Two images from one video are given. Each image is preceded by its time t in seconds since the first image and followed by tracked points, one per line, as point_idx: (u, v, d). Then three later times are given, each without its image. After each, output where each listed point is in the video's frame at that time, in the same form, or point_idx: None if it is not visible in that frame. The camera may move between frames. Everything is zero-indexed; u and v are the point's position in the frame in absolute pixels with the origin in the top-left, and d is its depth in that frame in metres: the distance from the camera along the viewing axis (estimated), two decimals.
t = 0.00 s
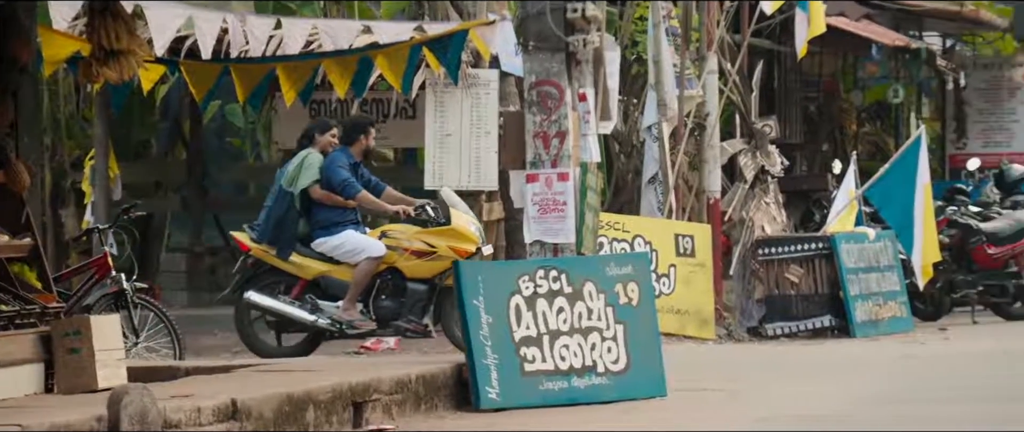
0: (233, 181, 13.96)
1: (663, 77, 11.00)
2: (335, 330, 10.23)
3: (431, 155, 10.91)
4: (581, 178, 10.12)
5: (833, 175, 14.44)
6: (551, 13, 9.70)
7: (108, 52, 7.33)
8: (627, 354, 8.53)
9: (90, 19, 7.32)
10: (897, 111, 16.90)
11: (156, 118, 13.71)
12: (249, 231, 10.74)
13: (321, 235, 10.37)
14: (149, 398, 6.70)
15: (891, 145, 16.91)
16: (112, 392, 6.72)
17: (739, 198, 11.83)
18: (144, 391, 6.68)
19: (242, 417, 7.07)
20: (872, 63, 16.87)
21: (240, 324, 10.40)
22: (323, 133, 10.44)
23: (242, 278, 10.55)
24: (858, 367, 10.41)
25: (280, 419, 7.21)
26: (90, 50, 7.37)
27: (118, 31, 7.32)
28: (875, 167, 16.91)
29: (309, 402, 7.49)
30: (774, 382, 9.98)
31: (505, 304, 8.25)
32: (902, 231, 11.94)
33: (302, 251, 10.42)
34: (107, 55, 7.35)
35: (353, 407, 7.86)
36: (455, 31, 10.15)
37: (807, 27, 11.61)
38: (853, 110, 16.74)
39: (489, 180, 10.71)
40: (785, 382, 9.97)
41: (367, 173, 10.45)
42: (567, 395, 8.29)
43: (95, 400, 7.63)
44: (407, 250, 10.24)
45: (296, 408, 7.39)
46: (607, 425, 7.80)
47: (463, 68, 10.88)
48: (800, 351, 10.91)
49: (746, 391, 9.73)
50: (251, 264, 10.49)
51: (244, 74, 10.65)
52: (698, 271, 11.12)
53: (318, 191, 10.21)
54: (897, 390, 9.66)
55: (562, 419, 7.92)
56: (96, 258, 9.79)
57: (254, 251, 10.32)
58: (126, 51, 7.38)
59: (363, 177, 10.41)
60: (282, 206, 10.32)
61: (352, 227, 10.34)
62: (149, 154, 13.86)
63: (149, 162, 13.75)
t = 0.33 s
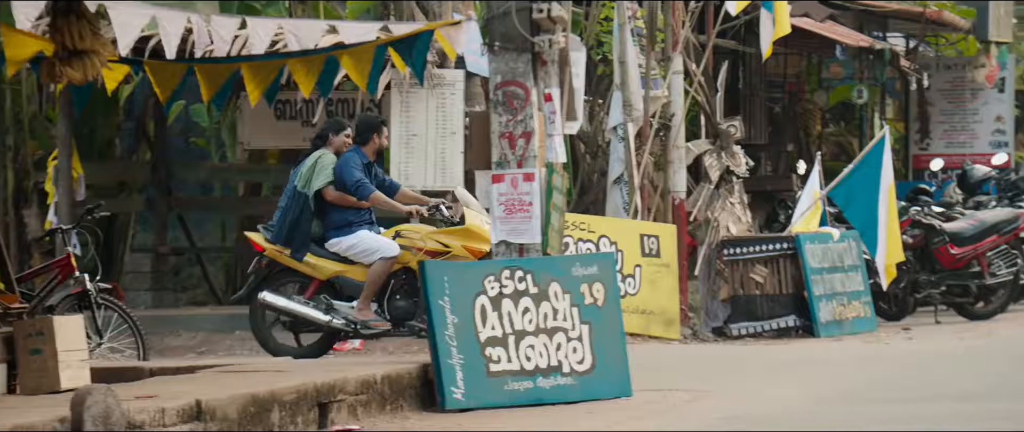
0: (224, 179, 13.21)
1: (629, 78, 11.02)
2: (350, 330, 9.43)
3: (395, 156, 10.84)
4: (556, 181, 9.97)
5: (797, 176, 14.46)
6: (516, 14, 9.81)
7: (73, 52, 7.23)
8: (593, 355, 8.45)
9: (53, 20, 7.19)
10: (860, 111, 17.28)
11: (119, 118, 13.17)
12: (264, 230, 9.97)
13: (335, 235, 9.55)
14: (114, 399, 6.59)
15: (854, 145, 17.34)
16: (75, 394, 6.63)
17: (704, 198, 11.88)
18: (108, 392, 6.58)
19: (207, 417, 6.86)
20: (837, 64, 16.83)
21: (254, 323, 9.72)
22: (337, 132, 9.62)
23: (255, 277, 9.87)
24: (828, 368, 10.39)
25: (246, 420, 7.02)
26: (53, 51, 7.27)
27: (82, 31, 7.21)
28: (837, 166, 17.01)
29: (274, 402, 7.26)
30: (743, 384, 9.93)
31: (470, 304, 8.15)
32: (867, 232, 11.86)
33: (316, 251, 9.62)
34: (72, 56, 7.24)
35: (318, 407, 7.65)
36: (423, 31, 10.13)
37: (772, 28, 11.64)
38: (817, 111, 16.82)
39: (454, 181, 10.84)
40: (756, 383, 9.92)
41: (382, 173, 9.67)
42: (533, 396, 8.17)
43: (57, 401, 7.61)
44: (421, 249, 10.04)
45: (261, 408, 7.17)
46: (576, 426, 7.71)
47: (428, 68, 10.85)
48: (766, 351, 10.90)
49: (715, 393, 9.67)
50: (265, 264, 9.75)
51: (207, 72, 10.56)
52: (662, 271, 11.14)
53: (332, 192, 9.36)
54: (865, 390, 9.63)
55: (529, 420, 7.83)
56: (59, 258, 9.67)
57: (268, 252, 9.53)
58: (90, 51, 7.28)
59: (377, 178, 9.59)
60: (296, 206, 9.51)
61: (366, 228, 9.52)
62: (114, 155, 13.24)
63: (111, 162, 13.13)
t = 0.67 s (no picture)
0: (184, 179, 12.75)
1: (589, 78, 11.02)
2: (361, 330, 9.08)
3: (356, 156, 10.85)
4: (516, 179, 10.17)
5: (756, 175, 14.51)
6: (477, 14, 10.10)
7: (29, 51, 7.11)
8: (553, 355, 8.37)
9: (10, 19, 7.08)
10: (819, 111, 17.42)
11: (77, 118, 12.99)
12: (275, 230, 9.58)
13: (345, 235, 9.21)
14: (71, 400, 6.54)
15: (813, 145, 17.57)
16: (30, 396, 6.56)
17: (664, 199, 11.90)
18: (66, 393, 6.51)
19: (165, 418, 6.67)
20: (795, 65, 16.80)
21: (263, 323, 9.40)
22: (345, 131, 9.26)
23: (264, 277, 9.49)
24: (789, 368, 10.41)
25: (205, 420, 6.90)
26: (10, 51, 7.15)
27: (40, 29, 7.10)
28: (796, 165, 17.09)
29: (233, 402, 7.13)
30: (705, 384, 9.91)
31: (431, 304, 8.06)
32: (825, 232, 11.94)
33: (326, 251, 9.28)
34: (28, 55, 7.12)
35: (278, 408, 7.50)
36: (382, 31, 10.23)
37: (733, 28, 11.64)
38: (777, 111, 16.89)
39: (414, 181, 10.80)
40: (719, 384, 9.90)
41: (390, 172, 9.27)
42: (493, 395, 8.12)
43: (13, 402, 7.58)
44: (431, 248, 9.20)
45: (220, 409, 7.04)
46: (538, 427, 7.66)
47: (389, 68, 10.84)
48: (727, 351, 10.91)
49: (676, 394, 9.66)
50: (274, 264, 9.37)
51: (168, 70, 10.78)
52: (622, 271, 11.15)
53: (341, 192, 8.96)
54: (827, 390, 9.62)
55: (490, 421, 7.78)
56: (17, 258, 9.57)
57: (277, 251, 9.16)
58: (48, 51, 7.15)
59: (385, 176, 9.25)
60: (305, 206, 9.14)
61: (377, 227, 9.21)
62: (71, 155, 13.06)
63: (70, 162, 12.89)
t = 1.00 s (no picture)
0: (140, 179, 12.17)
1: (550, 78, 11.00)
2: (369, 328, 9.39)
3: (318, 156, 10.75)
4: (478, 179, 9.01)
5: (716, 175, 14.57)
6: (436, 14, 9.26)
7: None
8: (513, 355, 8.36)
9: None
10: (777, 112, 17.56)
11: (34, 117, 12.82)
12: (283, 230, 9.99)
13: (354, 233, 9.76)
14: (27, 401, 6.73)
15: (771, 145, 17.64)
16: None
17: (623, 199, 11.94)
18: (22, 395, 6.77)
19: (122, 418, 6.72)
20: (753, 65, 16.97)
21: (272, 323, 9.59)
22: (353, 128, 9.78)
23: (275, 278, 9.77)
24: (748, 367, 10.43)
25: (163, 420, 6.87)
26: None
27: None
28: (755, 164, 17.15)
29: (191, 403, 7.11)
30: (664, 385, 9.92)
31: (390, 304, 8.08)
32: (784, 232, 11.96)
33: (335, 249, 9.67)
34: None
35: (236, 408, 7.48)
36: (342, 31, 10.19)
37: (692, 28, 11.70)
38: (735, 111, 16.94)
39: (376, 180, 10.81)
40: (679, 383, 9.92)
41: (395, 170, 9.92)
42: (453, 396, 8.12)
43: None
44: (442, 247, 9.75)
45: (178, 409, 7.03)
46: (497, 426, 7.65)
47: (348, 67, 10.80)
48: (687, 351, 10.94)
49: (634, 393, 9.67)
50: (284, 264, 9.70)
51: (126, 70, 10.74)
52: (581, 271, 11.15)
53: (351, 190, 9.58)
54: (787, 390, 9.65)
55: (450, 421, 7.77)
56: None
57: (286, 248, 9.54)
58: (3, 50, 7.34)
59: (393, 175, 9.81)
60: (313, 203, 9.58)
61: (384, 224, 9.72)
62: (29, 154, 12.85)
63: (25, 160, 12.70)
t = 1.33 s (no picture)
0: (99, 179, 11.96)
1: (510, 78, 10.99)
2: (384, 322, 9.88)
3: (275, 156, 10.68)
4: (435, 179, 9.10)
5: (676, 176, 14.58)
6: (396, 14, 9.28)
7: None
8: (473, 355, 8.37)
9: None
10: (736, 112, 17.66)
11: None
12: (294, 229, 10.15)
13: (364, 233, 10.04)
14: None
15: (731, 145, 17.65)
16: None
17: (584, 199, 11.96)
18: None
19: (80, 419, 6.73)
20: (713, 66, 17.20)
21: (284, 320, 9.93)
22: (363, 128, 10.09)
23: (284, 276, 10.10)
24: (708, 367, 10.45)
25: (121, 422, 6.88)
26: None
27: None
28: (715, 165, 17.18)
29: (150, 404, 7.08)
30: (626, 385, 9.92)
31: (351, 304, 8.05)
32: (743, 232, 11.99)
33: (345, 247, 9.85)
34: None
35: (195, 409, 7.46)
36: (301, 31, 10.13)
37: (652, 28, 11.67)
38: (694, 112, 16.95)
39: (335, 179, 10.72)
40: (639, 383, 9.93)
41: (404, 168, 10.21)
42: (413, 396, 8.11)
43: None
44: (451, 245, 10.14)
45: (137, 410, 7.02)
46: (457, 427, 7.63)
47: (308, 67, 10.73)
48: (648, 352, 10.95)
49: (594, 393, 9.68)
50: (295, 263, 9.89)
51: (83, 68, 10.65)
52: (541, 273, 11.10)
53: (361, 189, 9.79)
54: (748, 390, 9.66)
55: (410, 421, 7.75)
56: None
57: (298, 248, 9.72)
58: None
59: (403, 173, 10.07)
60: (323, 203, 9.75)
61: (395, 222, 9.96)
62: None
63: None
